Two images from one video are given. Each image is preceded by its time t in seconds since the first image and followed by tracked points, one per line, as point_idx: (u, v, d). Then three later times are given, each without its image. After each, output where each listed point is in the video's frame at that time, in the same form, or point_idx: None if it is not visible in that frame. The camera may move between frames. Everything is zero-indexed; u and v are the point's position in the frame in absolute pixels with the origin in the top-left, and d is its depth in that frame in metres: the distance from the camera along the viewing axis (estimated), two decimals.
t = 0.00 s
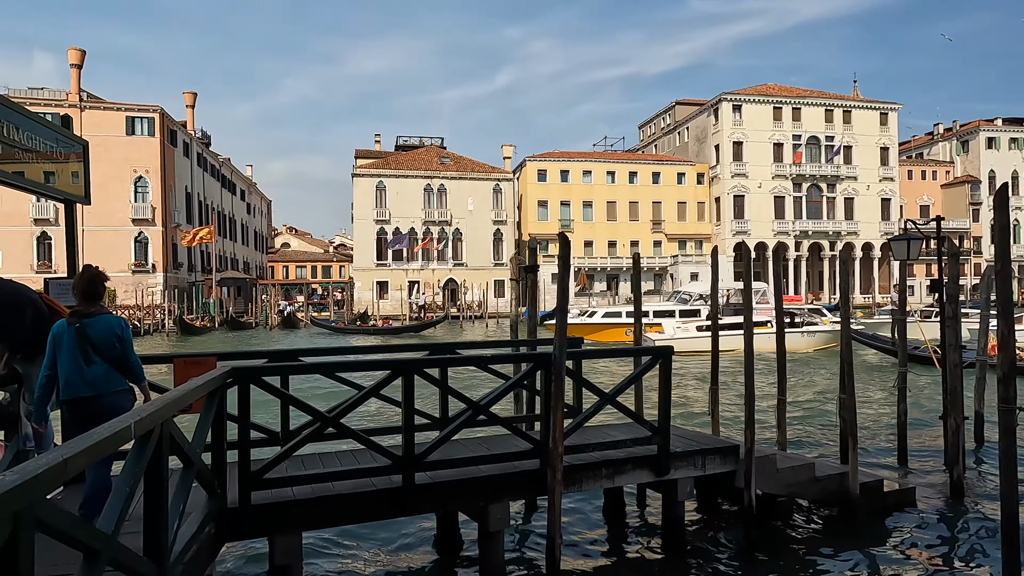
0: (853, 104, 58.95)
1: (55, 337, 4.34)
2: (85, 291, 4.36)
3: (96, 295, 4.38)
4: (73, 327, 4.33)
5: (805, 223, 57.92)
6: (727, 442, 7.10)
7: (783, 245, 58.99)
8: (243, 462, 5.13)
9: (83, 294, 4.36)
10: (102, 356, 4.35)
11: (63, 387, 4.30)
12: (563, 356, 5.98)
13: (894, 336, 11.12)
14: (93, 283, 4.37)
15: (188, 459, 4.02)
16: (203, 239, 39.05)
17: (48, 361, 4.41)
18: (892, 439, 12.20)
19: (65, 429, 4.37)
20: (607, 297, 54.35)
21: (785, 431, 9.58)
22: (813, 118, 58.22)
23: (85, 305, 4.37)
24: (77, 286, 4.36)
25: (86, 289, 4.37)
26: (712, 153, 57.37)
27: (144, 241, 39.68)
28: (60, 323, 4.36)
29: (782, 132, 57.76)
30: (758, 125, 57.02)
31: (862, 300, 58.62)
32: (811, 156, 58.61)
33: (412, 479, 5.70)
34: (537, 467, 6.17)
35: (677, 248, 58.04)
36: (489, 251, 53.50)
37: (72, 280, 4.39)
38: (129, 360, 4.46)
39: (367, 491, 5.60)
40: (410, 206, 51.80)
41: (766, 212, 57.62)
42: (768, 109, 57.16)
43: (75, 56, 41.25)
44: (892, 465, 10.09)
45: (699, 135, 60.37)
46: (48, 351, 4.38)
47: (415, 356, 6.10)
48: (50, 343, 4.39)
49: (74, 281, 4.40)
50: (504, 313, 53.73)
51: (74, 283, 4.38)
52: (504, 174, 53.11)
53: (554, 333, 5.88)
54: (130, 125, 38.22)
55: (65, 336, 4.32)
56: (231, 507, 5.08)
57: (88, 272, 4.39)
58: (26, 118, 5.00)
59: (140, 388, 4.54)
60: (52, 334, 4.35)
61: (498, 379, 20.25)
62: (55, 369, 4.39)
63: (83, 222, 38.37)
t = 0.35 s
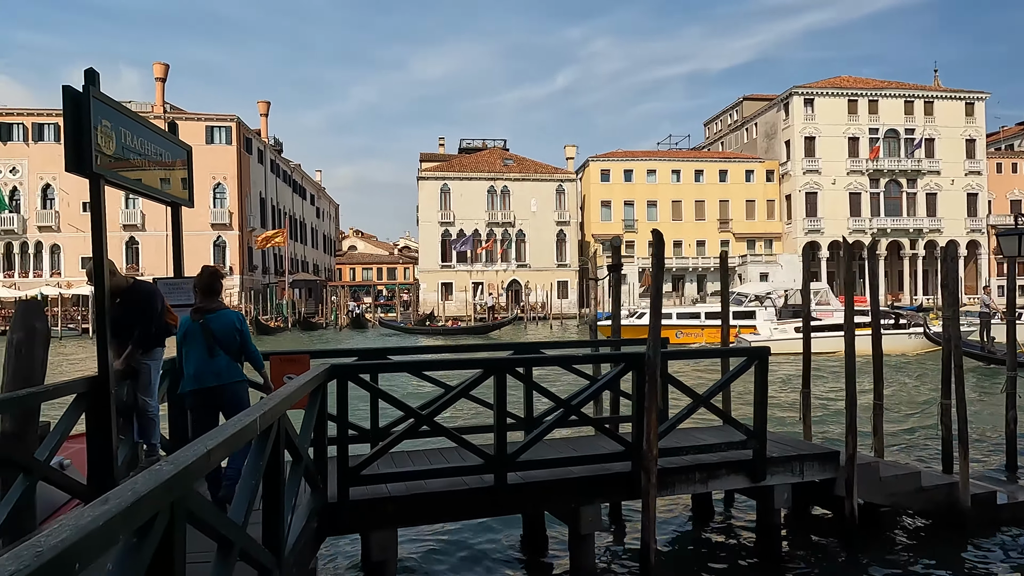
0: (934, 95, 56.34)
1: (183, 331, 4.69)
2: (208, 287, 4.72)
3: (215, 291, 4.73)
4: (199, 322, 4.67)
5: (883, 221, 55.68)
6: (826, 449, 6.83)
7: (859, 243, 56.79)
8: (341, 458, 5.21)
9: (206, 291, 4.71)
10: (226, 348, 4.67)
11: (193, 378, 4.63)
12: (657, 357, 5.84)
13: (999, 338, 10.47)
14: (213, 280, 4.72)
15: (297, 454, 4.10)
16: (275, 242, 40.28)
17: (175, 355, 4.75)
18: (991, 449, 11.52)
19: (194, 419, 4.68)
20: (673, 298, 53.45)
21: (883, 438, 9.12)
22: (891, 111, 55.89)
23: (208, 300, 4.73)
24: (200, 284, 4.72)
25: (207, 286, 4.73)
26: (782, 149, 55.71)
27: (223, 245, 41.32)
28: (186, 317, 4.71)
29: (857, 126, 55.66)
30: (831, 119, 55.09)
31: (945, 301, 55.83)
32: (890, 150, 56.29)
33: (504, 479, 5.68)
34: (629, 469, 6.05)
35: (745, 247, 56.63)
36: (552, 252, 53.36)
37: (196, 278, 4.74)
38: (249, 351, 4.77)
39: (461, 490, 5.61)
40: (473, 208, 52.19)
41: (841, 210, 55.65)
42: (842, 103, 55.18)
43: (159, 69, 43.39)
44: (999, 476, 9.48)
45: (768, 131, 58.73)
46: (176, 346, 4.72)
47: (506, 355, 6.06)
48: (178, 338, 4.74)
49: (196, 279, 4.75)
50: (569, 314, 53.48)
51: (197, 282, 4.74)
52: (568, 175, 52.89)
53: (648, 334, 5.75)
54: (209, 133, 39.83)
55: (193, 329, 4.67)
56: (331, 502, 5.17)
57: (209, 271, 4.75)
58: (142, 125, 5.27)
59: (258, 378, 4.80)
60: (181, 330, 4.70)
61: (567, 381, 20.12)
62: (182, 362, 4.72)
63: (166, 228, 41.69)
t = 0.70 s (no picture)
0: (955, 90, 55.64)
1: (248, 332, 4.56)
2: (267, 289, 4.67)
3: (274, 293, 4.68)
4: (265, 323, 4.58)
5: (905, 218, 55.05)
6: (876, 453, 6.69)
7: (880, 242, 56.12)
8: (385, 464, 5.09)
9: (265, 292, 4.65)
10: (290, 350, 4.63)
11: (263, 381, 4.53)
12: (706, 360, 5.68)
13: None
14: (272, 283, 4.69)
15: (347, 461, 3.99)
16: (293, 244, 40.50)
17: (237, 359, 4.57)
18: None
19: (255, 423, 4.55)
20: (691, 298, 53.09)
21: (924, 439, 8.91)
22: (912, 107, 55.24)
23: (267, 302, 4.66)
24: (260, 286, 4.67)
25: (263, 288, 4.69)
26: (800, 147, 55.14)
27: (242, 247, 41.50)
28: (249, 319, 4.61)
29: (877, 123, 55.02)
30: (851, 116, 54.52)
31: (968, 299, 55.04)
32: (910, 147, 55.65)
33: (551, 485, 5.53)
34: (675, 474, 5.91)
35: (763, 246, 56.15)
36: (569, 252, 53.18)
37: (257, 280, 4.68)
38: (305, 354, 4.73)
39: (505, 496, 5.46)
40: (490, 209, 52.12)
41: (860, 208, 55.08)
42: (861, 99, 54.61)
43: (178, 73, 43.70)
44: None
45: (786, 128, 58.21)
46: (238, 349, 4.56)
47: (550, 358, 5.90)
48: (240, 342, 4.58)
49: (255, 282, 4.70)
50: (586, 314, 53.27)
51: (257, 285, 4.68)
52: (584, 175, 52.71)
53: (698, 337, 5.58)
54: (227, 137, 40.07)
55: (260, 331, 4.57)
56: (376, 508, 5.07)
57: (268, 275, 4.72)
58: (181, 127, 5.24)
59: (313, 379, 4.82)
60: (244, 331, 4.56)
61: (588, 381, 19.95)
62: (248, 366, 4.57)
63: (186, 231, 41.82)
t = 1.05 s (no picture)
0: (956, 89, 55.70)
1: (306, 329, 4.44)
2: (312, 286, 4.61)
3: (319, 290, 4.64)
4: (318, 320, 4.52)
5: (905, 217, 55.03)
6: (904, 453, 6.57)
7: (881, 241, 56.10)
8: (413, 465, 5.00)
9: (310, 288, 4.59)
10: (336, 346, 4.64)
11: (315, 380, 4.48)
12: (736, 359, 5.60)
13: None
14: (315, 279, 4.65)
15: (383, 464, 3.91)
16: (294, 243, 40.37)
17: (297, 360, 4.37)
18: None
19: (304, 424, 4.43)
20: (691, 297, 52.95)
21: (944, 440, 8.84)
22: (913, 106, 55.25)
23: (311, 298, 4.58)
24: (305, 282, 4.59)
25: (302, 284, 4.62)
26: (801, 146, 55.07)
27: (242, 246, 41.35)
28: (300, 316, 4.48)
29: (878, 122, 54.99)
30: (852, 116, 54.52)
31: (968, 298, 55.08)
32: (911, 146, 55.64)
33: (579, 486, 5.42)
34: (704, 475, 5.82)
35: (764, 245, 56.05)
36: (569, 251, 53.01)
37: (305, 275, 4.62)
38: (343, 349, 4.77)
39: (532, 498, 5.35)
40: (490, 208, 51.98)
41: (861, 206, 55.06)
42: (862, 98, 54.62)
43: (179, 71, 43.50)
44: None
45: (787, 127, 58.14)
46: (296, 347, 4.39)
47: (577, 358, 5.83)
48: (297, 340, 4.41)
49: (298, 278, 4.60)
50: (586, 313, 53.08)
51: (301, 280, 4.59)
52: (585, 173, 52.62)
53: (729, 336, 5.49)
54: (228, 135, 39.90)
55: (315, 327, 4.49)
56: (403, 510, 4.96)
57: (310, 270, 4.66)
58: (203, 119, 5.14)
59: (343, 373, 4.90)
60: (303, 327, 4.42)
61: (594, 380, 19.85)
62: (305, 365, 4.42)
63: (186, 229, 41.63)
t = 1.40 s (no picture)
0: (949, 88, 55.95)
1: (345, 324, 4.92)
2: (345, 283, 5.09)
3: (352, 287, 5.12)
4: (354, 315, 5.01)
5: (898, 216, 55.25)
6: (922, 451, 6.57)
7: (875, 239, 56.28)
8: (436, 466, 4.96)
9: (343, 285, 5.08)
10: (366, 340, 5.15)
11: (350, 376, 4.94)
12: (757, 358, 5.55)
13: None
14: (348, 277, 5.13)
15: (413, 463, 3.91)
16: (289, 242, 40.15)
17: (335, 353, 4.83)
18: None
19: (335, 417, 4.87)
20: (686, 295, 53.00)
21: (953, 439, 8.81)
22: (906, 105, 55.49)
23: (345, 296, 5.04)
24: (340, 280, 5.06)
25: (335, 282, 5.10)
26: (795, 145, 55.23)
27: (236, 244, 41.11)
28: (337, 311, 4.95)
29: (872, 121, 55.19)
30: (845, 114, 54.72)
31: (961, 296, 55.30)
32: (904, 145, 55.90)
33: (601, 487, 5.36)
34: (725, 474, 5.77)
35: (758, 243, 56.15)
36: (564, 250, 52.97)
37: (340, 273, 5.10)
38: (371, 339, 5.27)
39: (554, 498, 5.29)
40: (485, 207, 51.87)
41: (854, 205, 55.27)
42: (855, 97, 54.82)
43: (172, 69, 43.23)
44: None
45: (781, 126, 58.26)
46: (334, 341, 4.85)
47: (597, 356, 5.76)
48: (335, 335, 4.88)
49: (333, 277, 5.08)
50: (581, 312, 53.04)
51: (336, 279, 5.08)
52: (580, 172, 52.60)
53: (751, 332, 5.44)
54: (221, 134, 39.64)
55: (352, 322, 4.98)
56: (427, 511, 4.93)
57: (343, 270, 5.14)
58: (221, 116, 5.09)
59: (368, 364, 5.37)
60: (343, 321, 4.91)
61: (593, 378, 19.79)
62: (342, 359, 4.88)
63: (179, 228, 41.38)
